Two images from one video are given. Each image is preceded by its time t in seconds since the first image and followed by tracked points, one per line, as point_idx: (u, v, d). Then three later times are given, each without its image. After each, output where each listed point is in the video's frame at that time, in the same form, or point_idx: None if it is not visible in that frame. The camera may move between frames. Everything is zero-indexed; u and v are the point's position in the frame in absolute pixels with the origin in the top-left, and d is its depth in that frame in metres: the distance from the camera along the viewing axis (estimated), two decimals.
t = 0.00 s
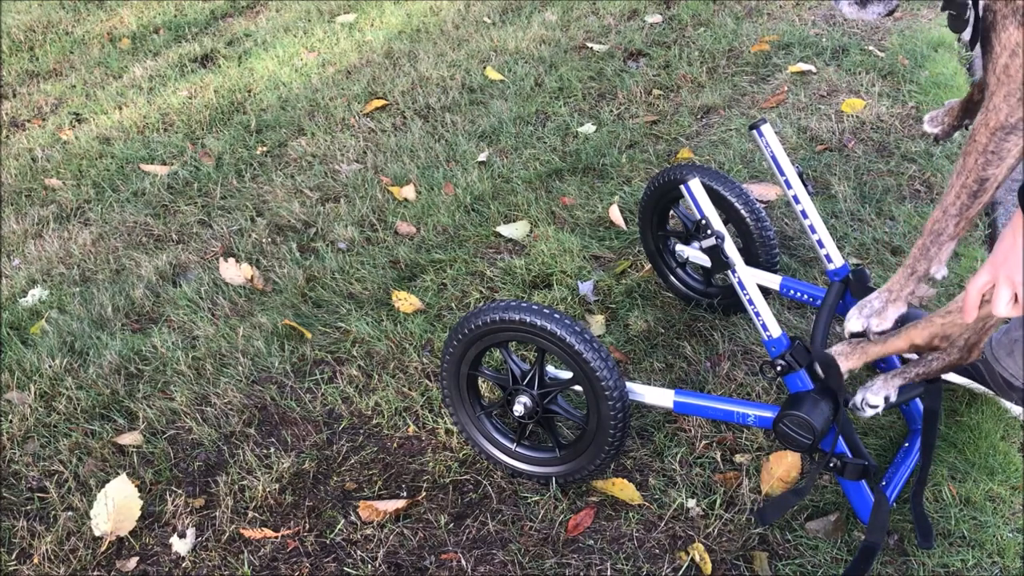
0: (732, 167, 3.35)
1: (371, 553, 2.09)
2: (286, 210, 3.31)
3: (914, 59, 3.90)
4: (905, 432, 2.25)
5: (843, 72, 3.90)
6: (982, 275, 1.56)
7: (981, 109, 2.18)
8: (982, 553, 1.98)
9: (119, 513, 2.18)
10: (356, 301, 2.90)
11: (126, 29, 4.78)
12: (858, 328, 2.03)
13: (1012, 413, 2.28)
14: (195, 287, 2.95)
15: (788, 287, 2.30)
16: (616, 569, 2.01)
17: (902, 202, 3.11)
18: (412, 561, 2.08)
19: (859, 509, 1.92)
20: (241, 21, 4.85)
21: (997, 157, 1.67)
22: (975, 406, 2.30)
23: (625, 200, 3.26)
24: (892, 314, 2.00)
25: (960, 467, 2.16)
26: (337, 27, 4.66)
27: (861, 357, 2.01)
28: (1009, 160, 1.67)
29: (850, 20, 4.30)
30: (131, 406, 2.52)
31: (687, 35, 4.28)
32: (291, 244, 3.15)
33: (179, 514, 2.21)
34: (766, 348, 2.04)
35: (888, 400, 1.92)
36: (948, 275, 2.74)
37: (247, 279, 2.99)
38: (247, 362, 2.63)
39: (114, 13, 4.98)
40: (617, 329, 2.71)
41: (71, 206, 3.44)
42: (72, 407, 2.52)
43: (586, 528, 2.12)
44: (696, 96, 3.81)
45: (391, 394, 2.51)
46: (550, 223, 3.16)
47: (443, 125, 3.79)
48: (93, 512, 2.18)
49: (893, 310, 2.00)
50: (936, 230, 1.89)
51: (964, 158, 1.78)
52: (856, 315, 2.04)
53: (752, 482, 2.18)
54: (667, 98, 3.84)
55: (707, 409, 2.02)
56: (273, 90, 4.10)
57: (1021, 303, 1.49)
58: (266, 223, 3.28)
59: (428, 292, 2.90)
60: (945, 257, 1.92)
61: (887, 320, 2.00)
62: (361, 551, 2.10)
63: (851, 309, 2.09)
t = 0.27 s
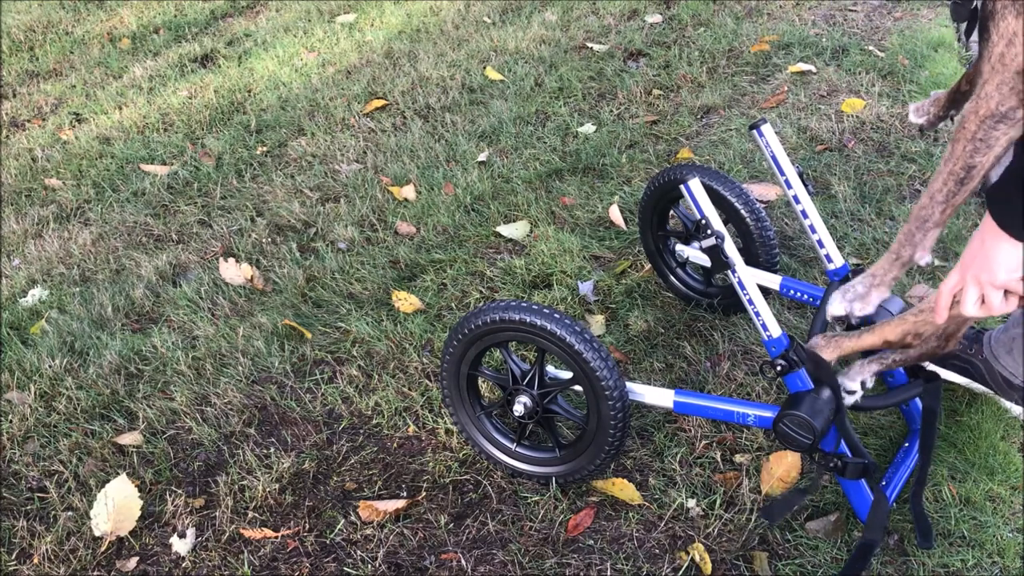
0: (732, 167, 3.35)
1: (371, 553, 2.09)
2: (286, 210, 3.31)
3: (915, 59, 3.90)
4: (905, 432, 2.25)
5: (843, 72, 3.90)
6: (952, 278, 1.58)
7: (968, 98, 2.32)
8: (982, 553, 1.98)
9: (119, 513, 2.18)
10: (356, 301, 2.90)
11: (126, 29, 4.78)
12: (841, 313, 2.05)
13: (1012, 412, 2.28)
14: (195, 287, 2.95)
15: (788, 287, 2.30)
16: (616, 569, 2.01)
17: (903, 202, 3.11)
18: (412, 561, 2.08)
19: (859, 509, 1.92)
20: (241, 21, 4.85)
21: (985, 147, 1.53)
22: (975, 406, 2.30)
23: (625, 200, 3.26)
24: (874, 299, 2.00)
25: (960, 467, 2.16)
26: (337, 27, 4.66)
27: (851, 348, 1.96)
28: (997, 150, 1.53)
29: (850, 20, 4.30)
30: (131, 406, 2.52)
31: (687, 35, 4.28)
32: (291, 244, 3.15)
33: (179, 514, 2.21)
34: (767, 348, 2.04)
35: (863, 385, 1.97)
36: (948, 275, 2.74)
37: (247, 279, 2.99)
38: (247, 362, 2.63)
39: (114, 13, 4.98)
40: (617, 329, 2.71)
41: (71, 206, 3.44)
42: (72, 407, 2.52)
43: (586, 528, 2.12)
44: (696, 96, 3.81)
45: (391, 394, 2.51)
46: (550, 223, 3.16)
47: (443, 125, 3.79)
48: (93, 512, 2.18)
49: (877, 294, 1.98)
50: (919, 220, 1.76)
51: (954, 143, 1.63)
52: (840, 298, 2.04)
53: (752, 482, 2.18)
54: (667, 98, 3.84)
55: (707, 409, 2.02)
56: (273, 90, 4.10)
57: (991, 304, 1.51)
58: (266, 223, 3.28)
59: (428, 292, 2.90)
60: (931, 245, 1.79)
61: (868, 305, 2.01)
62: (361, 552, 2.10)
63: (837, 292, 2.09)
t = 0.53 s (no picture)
0: (732, 167, 3.35)
1: (371, 553, 2.09)
2: (286, 210, 3.31)
3: (914, 59, 3.90)
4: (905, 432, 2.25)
5: (843, 72, 3.90)
6: (906, 295, 1.63)
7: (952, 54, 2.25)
8: (982, 553, 1.98)
9: (119, 513, 2.18)
10: (356, 301, 2.90)
11: (126, 29, 4.78)
12: (802, 281, 2.27)
13: (1012, 413, 2.28)
14: (195, 287, 2.95)
15: (788, 287, 2.28)
16: (616, 569, 2.01)
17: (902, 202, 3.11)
18: (412, 561, 2.08)
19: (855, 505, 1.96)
20: (241, 22, 4.85)
21: (944, 140, 1.87)
22: (975, 406, 2.30)
23: (625, 200, 3.26)
24: (830, 272, 2.25)
25: (960, 467, 2.16)
26: (337, 27, 4.66)
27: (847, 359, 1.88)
28: (955, 145, 1.87)
29: (850, 20, 4.30)
30: (131, 406, 2.52)
31: (687, 35, 4.28)
32: (291, 244, 3.15)
33: (179, 514, 2.21)
34: (766, 348, 2.03)
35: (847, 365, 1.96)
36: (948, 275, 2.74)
37: (247, 279, 2.99)
38: (247, 362, 2.63)
39: (114, 13, 4.98)
40: (617, 329, 2.71)
41: (71, 206, 3.44)
42: (72, 407, 2.52)
43: (586, 528, 2.12)
44: (696, 95, 3.81)
45: (391, 394, 2.51)
46: (550, 223, 3.16)
47: (443, 125, 3.79)
48: (93, 512, 2.18)
49: (835, 268, 2.25)
50: (881, 202, 2.13)
51: (918, 135, 1.97)
52: (804, 268, 2.28)
53: (752, 482, 2.18)
54: (667, 98, 3.84)
55: (707, 409, 2.02)
56: (273, 90, 4.10)
57: (935, 326, 1.57)
58: (266, 223, 3.28)
59: (428, 292, 2.90)
60: (887, 226, 2.15)
61: (825, 277, 2.25)
62: (361, 551, 2.10)
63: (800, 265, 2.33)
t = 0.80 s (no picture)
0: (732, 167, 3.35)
1: (371, 553, 2.09)
2: (286, 210, 3.31)
3: (914, 59, 3.90)
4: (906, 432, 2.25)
5: (843, 72, 3.90)
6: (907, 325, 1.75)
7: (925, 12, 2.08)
8: (982, 553, 1.98)
9: (119, 513, 2.17)
10: (356, 301, 2.90)
11: (126, 29, 4.78)
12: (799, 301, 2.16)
13: (1012, 413, 2.29)
14: (195, 287, 2.95)
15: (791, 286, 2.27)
16: (616, 569, 2.01)
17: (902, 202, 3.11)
18: (412, 561, 2.08)
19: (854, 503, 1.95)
20: (241, 21, 4.85)
21: (932, 165, 1.89)
22: (974, 406, 2.30)
23: (625, 200, 3.26)
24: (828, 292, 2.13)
25: (960, 467, 2.16)
26: (337, 27, 4.66)
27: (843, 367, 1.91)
28: (942, 169, 1.89)
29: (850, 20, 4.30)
30: (131, 406, 2.52)
31: (687, 35, 4.28)
32: (291, 244, 3.15)
33: (179, 514, 2.21)
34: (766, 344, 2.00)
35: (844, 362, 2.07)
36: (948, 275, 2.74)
37: (247, 279, 2.99)
38: (247, 362, 2.63)
39: (114, 13, 4.98)
40: (617, 329, 2.71)
41: (71, 206, 3.44)
42: (72, 407, 2.52)
43: (586, 528, 2.12)
44: (696, 95, 3.81)
45: (391, 394, 2.51)
46: (550, 223, 3.16)
47: (443, 125, 3.79)
48: (93, 512, 2.18)
49: (831, 288, 2.13)
50: (874, 223, 2.06)
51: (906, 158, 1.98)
52: (799, 289, 2.16)
53: (752, 482, 2.18)
54: (667, 98, 3.85)
55: (707, 406, 2.01)
56: (273, 90, 4.10)
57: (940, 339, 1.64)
58: (266, 223, 3.28)
59: (428, 292, 2.90)
60: (880, 247, 2.09)
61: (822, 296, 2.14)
62: (361, 552, 2.10)
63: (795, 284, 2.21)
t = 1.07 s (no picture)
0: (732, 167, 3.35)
1: (371, 553, 2.09)
2: (286, 210, 3.31)
3: (914, 59, 3.90)
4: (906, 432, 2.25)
5: (843, 72, 3.90)
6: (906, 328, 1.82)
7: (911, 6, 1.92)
8: (982, 553, 1.98)
9: (119, 513, 2.17)
10: (356, 301, 2.90)
11: (126, 29, 4.78)
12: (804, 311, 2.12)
13: (1012, 413, 2.29)
14: (195, 287, 2.95)
15: (791, 286, 2.27)
16: (616, 569, 2.01)
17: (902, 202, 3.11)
18: (412, 561, 2.08)
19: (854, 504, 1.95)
20: (241, 22, 4.85)
21: (935, 179, 1.88)
22: (974, 406, 2.30)
23: (625, 200, 3.26)
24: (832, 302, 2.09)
25: (960, 467, 2.16)
26: (337, 27, 4.66)
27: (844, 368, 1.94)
28: (945, 183, 1.88)
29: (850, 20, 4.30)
30: (131, 406, 2.52)
31: (687, 35, 4.28)
32: (291, 244, 3.15)
33: (179, 514, 2.21)
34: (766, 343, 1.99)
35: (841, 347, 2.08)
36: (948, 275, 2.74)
37: (247, 279, 2.99)
38: (247, 362, 2.63)
39: (114, 13, 4.98)
40: (617, 329, 2.71)
41: (71, 206, 3.44)
42: (72, 407, 2.52)
43: (586, 528, 2.12)
44: (697, 95, 3.81)
45: (391, 394, 2.51)
46: (550, 223, 3.16)
47: (443, 125, 3.79)
48: (93, 512, 2.18)
49: (835, 298, 2.09)
50: (876, 234, 2.02)
51: (906, 173, 1.97)
52: (804, 298, 2.12)
53: (752, 482, 2.18)
54: (667, 98, 3.84)
55: (707, 406, 2.01)
56: (273, 90, 4.10)
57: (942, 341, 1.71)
58: (266, 223, 3.28)
59: (428, 292, 2.90)
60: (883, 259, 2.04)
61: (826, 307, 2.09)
62: (361, 552, 2.10)
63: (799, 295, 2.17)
